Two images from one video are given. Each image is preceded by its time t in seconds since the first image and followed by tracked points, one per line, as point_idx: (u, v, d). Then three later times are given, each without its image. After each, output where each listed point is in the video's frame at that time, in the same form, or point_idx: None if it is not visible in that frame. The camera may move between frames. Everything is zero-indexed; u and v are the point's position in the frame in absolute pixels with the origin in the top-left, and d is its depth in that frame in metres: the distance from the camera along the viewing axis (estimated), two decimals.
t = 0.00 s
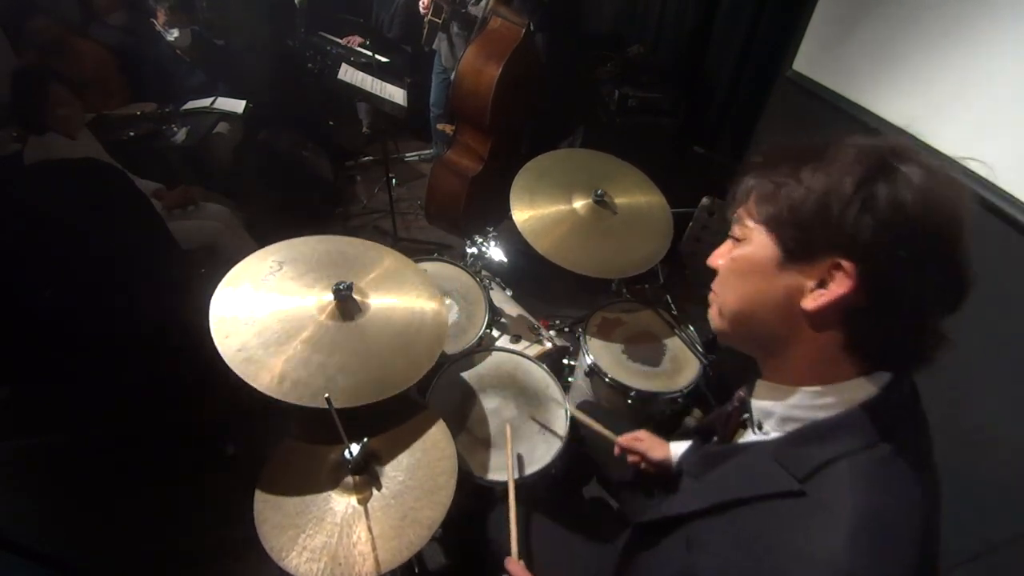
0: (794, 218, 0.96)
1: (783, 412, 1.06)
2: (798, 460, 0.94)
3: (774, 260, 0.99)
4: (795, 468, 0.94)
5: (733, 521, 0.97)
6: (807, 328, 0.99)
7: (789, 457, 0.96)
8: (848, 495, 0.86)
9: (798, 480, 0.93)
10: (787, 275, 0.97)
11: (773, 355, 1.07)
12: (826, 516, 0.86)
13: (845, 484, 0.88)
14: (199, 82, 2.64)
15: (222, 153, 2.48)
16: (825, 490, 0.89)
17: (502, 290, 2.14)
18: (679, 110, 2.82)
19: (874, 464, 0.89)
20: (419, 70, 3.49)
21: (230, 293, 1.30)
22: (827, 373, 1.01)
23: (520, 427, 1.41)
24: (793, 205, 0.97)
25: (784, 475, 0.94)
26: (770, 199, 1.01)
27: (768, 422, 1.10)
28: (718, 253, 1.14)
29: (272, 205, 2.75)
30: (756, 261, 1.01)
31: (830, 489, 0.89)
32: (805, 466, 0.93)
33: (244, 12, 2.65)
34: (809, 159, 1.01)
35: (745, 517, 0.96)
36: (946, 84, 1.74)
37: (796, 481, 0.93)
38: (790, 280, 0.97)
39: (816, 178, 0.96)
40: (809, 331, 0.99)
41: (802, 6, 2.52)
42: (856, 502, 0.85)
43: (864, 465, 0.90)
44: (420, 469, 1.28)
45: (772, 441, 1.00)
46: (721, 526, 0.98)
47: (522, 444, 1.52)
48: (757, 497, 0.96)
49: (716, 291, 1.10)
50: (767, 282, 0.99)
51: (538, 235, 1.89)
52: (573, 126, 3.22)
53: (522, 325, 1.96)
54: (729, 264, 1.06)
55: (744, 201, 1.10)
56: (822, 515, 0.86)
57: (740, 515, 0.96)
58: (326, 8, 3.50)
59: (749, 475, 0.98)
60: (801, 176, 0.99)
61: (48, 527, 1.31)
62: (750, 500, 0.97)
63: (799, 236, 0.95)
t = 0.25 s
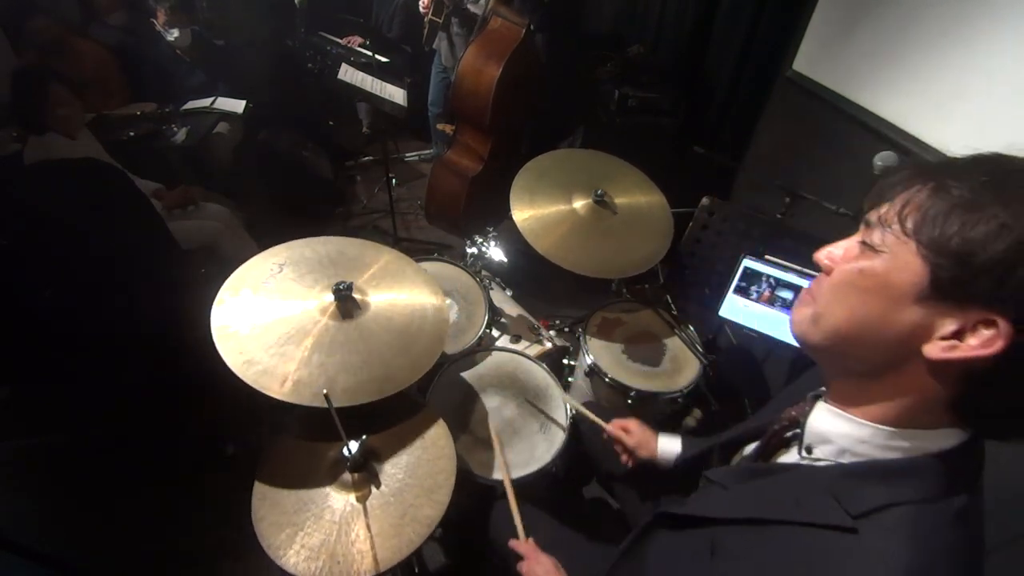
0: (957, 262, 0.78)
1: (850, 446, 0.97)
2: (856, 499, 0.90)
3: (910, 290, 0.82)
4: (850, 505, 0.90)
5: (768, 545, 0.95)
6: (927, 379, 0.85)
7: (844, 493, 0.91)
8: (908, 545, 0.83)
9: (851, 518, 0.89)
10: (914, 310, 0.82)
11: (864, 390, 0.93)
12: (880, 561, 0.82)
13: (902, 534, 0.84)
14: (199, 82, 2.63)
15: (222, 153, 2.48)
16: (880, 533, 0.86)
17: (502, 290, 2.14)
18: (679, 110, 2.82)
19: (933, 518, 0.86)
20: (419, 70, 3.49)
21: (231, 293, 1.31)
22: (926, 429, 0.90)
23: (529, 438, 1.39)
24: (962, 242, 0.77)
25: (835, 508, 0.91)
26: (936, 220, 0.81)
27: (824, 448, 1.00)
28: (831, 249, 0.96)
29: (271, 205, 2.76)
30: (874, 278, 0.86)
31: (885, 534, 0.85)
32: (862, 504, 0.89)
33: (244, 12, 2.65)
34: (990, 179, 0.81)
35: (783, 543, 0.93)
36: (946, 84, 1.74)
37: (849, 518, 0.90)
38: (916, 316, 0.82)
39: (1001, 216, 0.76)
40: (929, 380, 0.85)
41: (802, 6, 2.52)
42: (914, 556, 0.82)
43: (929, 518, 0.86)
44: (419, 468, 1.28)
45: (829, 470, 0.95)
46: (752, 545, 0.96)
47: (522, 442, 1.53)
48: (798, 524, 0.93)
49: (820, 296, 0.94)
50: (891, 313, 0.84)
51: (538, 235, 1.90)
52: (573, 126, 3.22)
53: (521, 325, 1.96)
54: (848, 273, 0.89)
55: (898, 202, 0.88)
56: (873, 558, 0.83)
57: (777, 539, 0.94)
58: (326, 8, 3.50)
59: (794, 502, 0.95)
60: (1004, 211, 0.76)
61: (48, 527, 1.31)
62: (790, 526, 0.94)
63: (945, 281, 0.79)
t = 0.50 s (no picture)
0: (947, 270, 0.80)
1: (853, 456, 0.99)
2: (863, 511, 0.90)
3: (902, 299, 0.84)
4: (857, 518, 0.90)
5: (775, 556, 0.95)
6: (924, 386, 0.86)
7: (852, 505, 0.92)
8: (914, 552, 0.82)
9: (858, 530, 0.89)
10: (911, 320, 0.83)
11: (864, 398, 0.95)
12: (883, 567, 0.82)
13: (910, 542, 0.84)
14: (199, 79, 2.45)
15: (221, 153, 2.47)
16: (887, 543, 0.85)
17: (502, 290, 2.15)
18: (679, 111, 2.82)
19: (946, 529, 0.85)
20: (419, 70, 3.49)
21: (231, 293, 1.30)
22: (928, 434, 0.91)
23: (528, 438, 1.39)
24: (947, 251, 0.80)
25: (842, 520, 0.91)
26: (923, 230, 0.83)
27: (828, 458, 1.03)
28: (826, 264, 1.00)
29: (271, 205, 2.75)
30: (865, 290, 0.88)
31: (893, 543, 0.85)
32: (869, 517, 0.89)
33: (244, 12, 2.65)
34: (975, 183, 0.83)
35: (790, 554, 0.93)
36: (946, 85, 1.74)
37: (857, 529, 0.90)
38: (914, 327, 0.83)
39: (992, 222, 0.78)
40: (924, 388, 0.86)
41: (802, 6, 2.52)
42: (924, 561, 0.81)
43: (939, 529, 0.85)
44: (420, 469, 1.29)
45: (834, 481, 0.96)
46: (759, 556, 0.97)
47: (521, 444, 1.52)
48: (805, 536, 0.94)
49: (816, 311, 0.98)
50: (883, 322, 0.86)
51: (538, 236, 1.90)
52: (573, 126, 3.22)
53: (521, 325, 1.96)
54: (840, 287, 0.92)
55: (883, 215, 0.91)
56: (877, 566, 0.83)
57: (784, 550, 0.95)
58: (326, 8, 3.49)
59: (800, 513, 0.96)
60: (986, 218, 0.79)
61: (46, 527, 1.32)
62: (798, 539, 0.94)
63: (937, 289, 0.80)
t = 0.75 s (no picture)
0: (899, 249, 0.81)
1: (825, 436, 0.98)
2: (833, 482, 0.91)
3: (859, 280, 0.86)
4: (829, 489, 0.91)
5: (756, 534, 0.95)
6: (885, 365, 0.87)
7: (823, 478, 0.92)
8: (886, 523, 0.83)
9: (830, 501, 0.90)
10: (868, 301, 0.86)
11: (831, 384, 0.96)
12: (856, 541, 0.83)
13: (881, 512, 0.84)
14: (200, 81, 2.61)
15: (221, 153, 2.47)
16: (859, 514, 0.86)
17: (502, 290, 2.15)
18: (679, 111, 2.82)
19: (916, 496, 0.86)
20: (419, 70, 3.49)
21: (231, 293, 1.30)
22: (896, 414, 0.91)
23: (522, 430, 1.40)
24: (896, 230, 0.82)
25: (815, 493, 0.92)
26: (875, 215, 0.85)
27: (802, 440, 1.02)
28: (790, 252, 1.02)
29: (271, 205, 2.75)
30: (834, 276, 0.89)
31: (863, 514, 0.86)
32: (840, 488, 0.90)
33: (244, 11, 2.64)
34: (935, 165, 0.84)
35: (769, 531, 0.94)
36: (946, 85, 1.74)
37: (828, 501, 0.90)
38: (871, 306, 0.86)
39: (935, 205, 0.79)
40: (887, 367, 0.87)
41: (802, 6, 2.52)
42: (893, 532, 0.82)
43: (906, 495, 0.85)
44: (419, 466, 1.29)
45: (806, 459, 0.97)
46: (737, 533, 0.98)
47: (522, 445, 1.52)
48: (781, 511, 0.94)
49: (784, 299, 0.99)
50: (848, 306, 0.88)
51: (538, 236, 1.90)
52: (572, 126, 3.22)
53: (521, 325, 1.96)
54: (803, 273, 0.95)
55: (844, 203, 0.93)
56: (852, 539, 0.84)
57: (763, 527, 0.95)
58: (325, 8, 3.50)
59: (777, 488, 0.96)
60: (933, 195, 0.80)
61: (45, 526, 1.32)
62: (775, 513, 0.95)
63: (895, 268, 0.82)
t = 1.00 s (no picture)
0: (825, 234, 0.91)
1: (780, 416, 1.10)
2: (788, 455, 0.99)
3: (791, 271, 0.97)
4: (785, 463, 0.99)
5: (726, 512, 1.02)
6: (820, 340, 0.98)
7: (779, 453, 1.01)
8: (836, 485, 0.91)
9: (787, 473, 0.98)
10: (801, 290, 0.96)
11: (781, 365, 1.07)
12: (810, 503, 0.91)
13: (833, 475, 0.92)
14: (200, 82, 2.56)
15: (221, 153, 2.47)
16: (813, 482, 0.94)
17: (501, 290, 2.15)
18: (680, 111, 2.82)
19: (868, 460, 0.93)
20: (419, 70, 3.49)
21: (230, 293, 1.30)
22: (828, 385, 1.02)
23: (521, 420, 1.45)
24: (820, 217, 0.93)
25: (775, 469, 1.00)
26: (803, 210, 0.96)
27: (765, 423, 1.15)
28: (741, 247, 1.12)
29: (271, 205, 2.75)
30: (771, 268, 1.00)
31: (816, 479, 0.94)
32: (796, 460, 0.98)
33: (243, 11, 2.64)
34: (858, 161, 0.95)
35: (737, 507, 1.01)
36: (945, 85, 1.74)
37: (786, 472, 0.99)
38: (803, 295, 0.96)
39: (851, 198, 0.91)
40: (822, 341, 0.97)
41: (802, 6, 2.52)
42: (842, 491, 0.89)
43: (854, 461, 0.94)
44: (419, 464, 1.29)
45: (767, 439, 1.06)
46: (710, 512, 1.05)
47: (521, 445, 1.52)
48: (746, 490, 1.02)
49: (734, 291, 1.09)
50: (787, 291, 0.97)
51: (538, 235, 1.90)
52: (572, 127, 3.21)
53: (521, 324, 1.96)
54: (747, 266, 1.05)
55: (778, 199, 1.05)
56: (808, 505, 0.91)
57: (732, 505, 1.02)
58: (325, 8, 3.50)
59: (742, 470, 1.05)
60: (850, 187, 0.92)
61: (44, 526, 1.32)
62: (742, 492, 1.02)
63: (828, 253, 0.91)
